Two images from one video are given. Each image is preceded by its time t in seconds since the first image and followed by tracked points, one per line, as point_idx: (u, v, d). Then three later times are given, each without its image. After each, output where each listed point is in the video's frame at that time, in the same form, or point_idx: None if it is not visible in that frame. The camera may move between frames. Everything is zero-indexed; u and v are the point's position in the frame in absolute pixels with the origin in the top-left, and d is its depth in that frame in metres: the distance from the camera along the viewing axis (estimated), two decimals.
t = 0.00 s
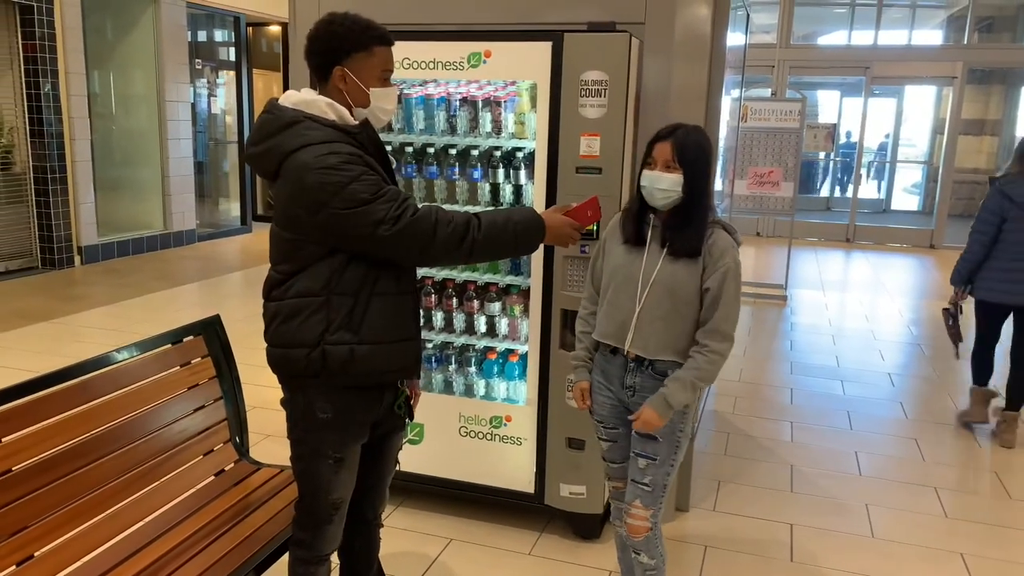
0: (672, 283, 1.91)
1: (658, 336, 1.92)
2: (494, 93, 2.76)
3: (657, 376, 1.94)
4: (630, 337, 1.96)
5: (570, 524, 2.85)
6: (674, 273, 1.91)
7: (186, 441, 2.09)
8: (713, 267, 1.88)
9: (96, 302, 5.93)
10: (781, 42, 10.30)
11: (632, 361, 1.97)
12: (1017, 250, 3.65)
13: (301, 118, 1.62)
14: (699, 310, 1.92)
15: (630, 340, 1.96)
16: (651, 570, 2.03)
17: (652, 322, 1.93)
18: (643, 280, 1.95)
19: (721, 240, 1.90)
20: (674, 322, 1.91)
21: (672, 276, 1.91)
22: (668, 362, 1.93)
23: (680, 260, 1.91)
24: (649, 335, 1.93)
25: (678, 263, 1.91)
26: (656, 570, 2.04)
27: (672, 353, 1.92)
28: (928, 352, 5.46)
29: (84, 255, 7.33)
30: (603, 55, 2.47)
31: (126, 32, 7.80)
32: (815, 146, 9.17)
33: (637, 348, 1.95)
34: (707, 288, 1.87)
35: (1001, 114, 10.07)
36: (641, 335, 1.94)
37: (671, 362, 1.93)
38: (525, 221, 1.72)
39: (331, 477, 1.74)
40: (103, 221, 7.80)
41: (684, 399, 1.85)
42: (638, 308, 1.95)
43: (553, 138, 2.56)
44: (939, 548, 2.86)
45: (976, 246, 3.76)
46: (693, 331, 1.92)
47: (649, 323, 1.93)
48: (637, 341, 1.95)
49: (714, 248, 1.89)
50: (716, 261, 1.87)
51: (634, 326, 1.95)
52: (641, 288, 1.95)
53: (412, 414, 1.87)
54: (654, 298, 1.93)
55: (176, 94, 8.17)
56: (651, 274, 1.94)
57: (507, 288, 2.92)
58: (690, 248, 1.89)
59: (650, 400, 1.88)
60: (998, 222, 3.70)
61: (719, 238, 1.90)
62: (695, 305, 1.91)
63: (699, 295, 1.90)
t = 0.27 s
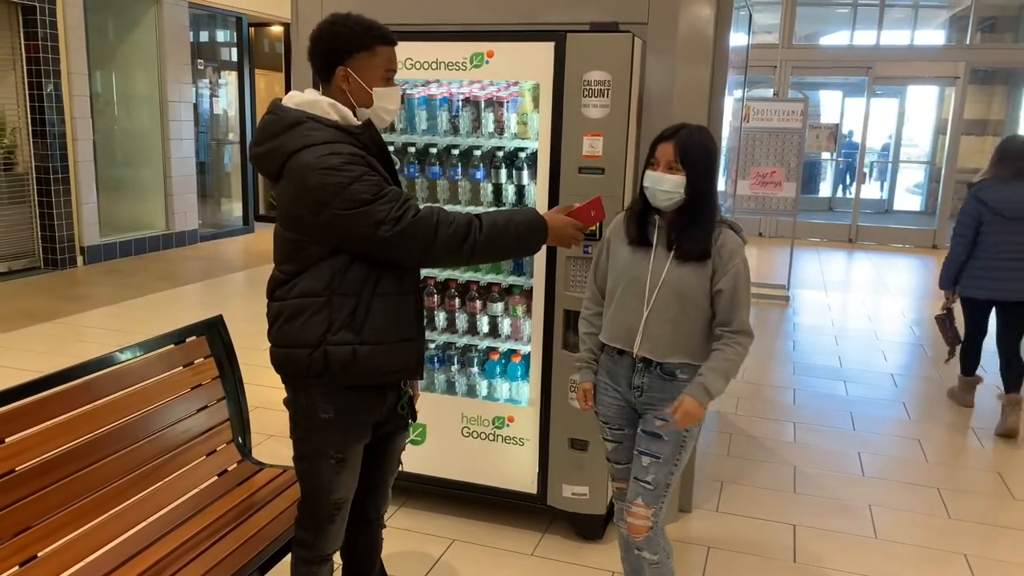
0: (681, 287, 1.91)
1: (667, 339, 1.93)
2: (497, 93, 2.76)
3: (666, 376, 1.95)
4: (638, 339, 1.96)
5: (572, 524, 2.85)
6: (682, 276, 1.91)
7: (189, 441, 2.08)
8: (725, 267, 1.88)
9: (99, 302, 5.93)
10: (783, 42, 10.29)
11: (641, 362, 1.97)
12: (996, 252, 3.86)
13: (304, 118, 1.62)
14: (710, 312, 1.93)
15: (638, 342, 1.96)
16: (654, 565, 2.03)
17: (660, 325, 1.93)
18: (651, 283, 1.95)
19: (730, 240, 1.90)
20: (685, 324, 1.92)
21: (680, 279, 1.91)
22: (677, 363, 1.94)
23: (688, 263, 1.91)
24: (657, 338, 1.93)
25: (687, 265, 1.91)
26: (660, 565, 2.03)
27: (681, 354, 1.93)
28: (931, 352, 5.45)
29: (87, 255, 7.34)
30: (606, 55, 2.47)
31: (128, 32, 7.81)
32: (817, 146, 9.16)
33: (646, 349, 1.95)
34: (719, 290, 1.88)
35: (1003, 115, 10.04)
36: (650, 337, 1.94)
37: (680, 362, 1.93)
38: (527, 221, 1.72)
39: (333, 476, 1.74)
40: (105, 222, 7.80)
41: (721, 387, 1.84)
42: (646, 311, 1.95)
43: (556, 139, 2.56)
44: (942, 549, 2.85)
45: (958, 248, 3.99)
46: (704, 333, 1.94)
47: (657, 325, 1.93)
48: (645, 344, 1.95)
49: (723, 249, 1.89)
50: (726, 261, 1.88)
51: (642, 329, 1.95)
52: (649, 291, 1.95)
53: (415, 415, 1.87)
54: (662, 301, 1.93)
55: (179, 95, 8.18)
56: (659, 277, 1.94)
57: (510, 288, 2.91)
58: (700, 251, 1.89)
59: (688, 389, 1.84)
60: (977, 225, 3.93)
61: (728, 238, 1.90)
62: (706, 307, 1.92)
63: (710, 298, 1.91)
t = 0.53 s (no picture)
0: (694, 282, 1.90)
1: (679, 335, 1.92)
2: (499, 94, 2.77)
3: (674, 376, 1.94)
4: (648, 337, 1.95)
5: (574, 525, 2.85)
6: (696, 271, 1.91)
7: (191, 442, 2.09)
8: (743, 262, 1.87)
9: (100, 303, 5.93)
10: (785, 43, 10.27)
11: (648, 363, 1.96)
12: (971, 234, 4.24)
13: (305, 119, 1.62)
14: (723, 308, 1.92)
15: (648, 339, 1.95)
16: (676, 556, 2.07)
17: (673, 321, 1.92)
18: (662, 278, 1.94)
19: (744, 235, 1.90)
20: (697, 320, 1.91)
21: (693, 274, 1.91)
22: (686, 361, 1.93)
23: (702, 259, 1.90)
24: (668, 334, 1.93)
25: (703, 260, 1.90)
26: (680, 557, 2.07)
27: (690, 353, 1.92)
28: (932, 352, 5.45)
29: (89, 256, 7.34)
30: (608, 55, 2.47)
31: (130, 33, 7.82)
32: (819, 147, 9.16)
33: (656, 347, 1.94)
34: (736, 285, 1.87)
35: (1005, 116, 10.00)
36: (660, 334, 1.93)
37: (688, 362, 1.93)
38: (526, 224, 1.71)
39: (333, 477, 1.73)
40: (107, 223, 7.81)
41: (749, 385, 1.84)
42: (657, 307, 1.94)
43: (558, 140, 2.56)
44: (945, 550, 2.85)
45: (937, 231, 4.37)
46: (719, 327, 1.93)
47: (669, 321, 1.93)
48: (656, 340, 1.94)
49: (737, 245, 1.89)
50: (742, 255, 1.88)
51: (653, 325, 1.94)
52: (661, 286, 1.94)
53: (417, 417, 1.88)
54: (675, 296, 1.92)
55: (181, 96, 8.19)
56: (670, 272, 1.94)
57: (512, 289, 2.91)
58: (714, 246, 1.88)
59: (715, 392, 1.86)
60: (955, 210, 4.32)
61: (742, 234, 1.89)
62: (719, 303, 1.91)
63: (724, 295, 1.91)
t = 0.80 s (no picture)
0: (703, 286, 1.91)
1: (688, 339, 1.92)
2: (501, 95, 2.77)
3: (685, 380, 1.94)
4: (658, 342, 1.95)
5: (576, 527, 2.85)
6: (705, 274, 1.91)
7: (193, 443, 2.08)
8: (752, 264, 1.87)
9: (101, 304, 5.93)
10: (786, 43, 10.26)
11: (656, 367, 1.96)
12: (958, 236, 4.45)
13: (310, 120, 1.62)
14: (733, 312, 1.92)
15: (657, 344, 1.95)
16: (685, 551, 2.07)
17: (682, 326, 1.92)
18: (671, 281, 1.94)
19: (755, 239, 1.89)
20: (708, 324, 1.92)
21: (701, 278, 1.91)
22: (697, 365, 1.93)
23: (711, 264, 1.90)
24: (677, 338, 1.93)
25: (710, 264, 1.90)
26: (689, 551, 2.07)
27: (700, 357, 1.93)
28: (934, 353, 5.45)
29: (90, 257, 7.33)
30: (610, 57, 2.46)
31: (132, 34, 7.82)
32: (820, 148, 9.16)
33: (664, 351, 1.94)
34: (746, 291, 1.87)
35: (1006, 116, 10.01)
36: (670, 340, 1.94)
37: (698, 366, 1.93)
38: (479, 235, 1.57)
39: (331, 477, 1.73)
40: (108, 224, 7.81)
41: (749, 392, 1.83)
42: (666, 313, 1.94)
43: (560, 141, 2.55)
44: (947, 552, 2.84)
45: (926, 233, 4.57)
46: (730, 332, 1.93)
47: (677, 326, 1.93)
48: (665, 345, 1.94)
49: (748, 248, 1.89)
50: (753, 259, 1.87)
51: (662, 332, 1.94)
52: (669, 290, 1.94)
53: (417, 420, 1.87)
54: (684, 302, 1.92)
55: (182, 96, 8.20)
56: (679, 276, 1.93)
57: (514, 290, 2.93)
58: (723, 248, 1.88)
59: (714, 399, 1.84)
60: (943, 212, 4.52)
61: (753, 237, 1.89)
62: (730, 306, 1.91)
63: (734, 299, 1.91)
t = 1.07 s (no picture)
0: (697, 289, 1.90)
1: (683, 342, 1.91)
2: (502, 95, 2.77)
3: (683, 385, 1.93)
4: (654, 345, 1.94)
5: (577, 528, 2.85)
6: (699, 278, 1.90)
7: (195, 444, 2.08)
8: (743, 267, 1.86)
9: (102, 305, 5.93)
10: (787, 44, 10.25)
11: (656, 372, 1.95)
12: (945, 224, 4.86)
13: (311, 119, 1.63)
14: (728, 314, 1.90)
15: (654, 347, 1.94)
16: (687, 556, 2.07)
17: (676, 329, 1.91)
18: (667, 285, 1.93)
19: (751, 241, 1.87)
20: (704, 327, 1.90)
21: (696, 281, 1.90)
22: (694, 370, 1.92)
23: (705, 269, 1.89)
24: (673, 341, 1.92)
25: (704, 268, 1.89)
26: (690, 556, 2.07)
27: (698, 361, 1.91)
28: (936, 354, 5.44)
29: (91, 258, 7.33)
30: (612, 57, 2.46)
31: (133, 35, 7.82)
32: (821, 149, 9.17)
33: (662, 355, 1.93)
34: (739, 293, 1.86)
35: (1007, 117, 10.03)
36: (666, 342, 1.92)
37: (696, 371, 1.92)
38: (402, 236, 1.53)
39: (328, 477, 1.72)
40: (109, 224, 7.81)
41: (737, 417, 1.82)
42: (662, 315, 1.93)
43: (562, 141, 2.55)
44: (949, 553, 2.84)
45: (916, 222, 4.96)
46: (725, 338, 1.91)
47: (673, 329, 1.92)
48: (661, 349, 1.93)
49: (743, 251, 1.87)
50: (746, 262, 1.86)
51: (658, 334, 1.93)
52: (666, 293, 1.93)
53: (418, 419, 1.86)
54: (679, 304, 1.91)
55: (182, 97, 8.20)
56: (675, 280, 1.92)
57: (514, 291, 2.93)
58: (716, 250, 1.87)
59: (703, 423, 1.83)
60: (934, 202, 4.90)
61: (749, 240, 1.87)
62: (723, 309, 1.90)
63: (729, 300, 1.89)
